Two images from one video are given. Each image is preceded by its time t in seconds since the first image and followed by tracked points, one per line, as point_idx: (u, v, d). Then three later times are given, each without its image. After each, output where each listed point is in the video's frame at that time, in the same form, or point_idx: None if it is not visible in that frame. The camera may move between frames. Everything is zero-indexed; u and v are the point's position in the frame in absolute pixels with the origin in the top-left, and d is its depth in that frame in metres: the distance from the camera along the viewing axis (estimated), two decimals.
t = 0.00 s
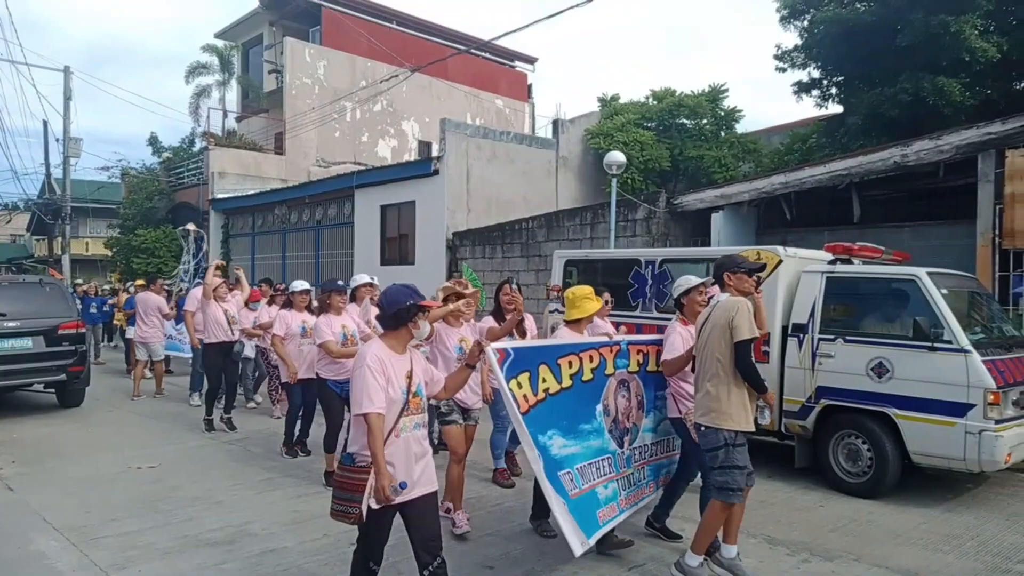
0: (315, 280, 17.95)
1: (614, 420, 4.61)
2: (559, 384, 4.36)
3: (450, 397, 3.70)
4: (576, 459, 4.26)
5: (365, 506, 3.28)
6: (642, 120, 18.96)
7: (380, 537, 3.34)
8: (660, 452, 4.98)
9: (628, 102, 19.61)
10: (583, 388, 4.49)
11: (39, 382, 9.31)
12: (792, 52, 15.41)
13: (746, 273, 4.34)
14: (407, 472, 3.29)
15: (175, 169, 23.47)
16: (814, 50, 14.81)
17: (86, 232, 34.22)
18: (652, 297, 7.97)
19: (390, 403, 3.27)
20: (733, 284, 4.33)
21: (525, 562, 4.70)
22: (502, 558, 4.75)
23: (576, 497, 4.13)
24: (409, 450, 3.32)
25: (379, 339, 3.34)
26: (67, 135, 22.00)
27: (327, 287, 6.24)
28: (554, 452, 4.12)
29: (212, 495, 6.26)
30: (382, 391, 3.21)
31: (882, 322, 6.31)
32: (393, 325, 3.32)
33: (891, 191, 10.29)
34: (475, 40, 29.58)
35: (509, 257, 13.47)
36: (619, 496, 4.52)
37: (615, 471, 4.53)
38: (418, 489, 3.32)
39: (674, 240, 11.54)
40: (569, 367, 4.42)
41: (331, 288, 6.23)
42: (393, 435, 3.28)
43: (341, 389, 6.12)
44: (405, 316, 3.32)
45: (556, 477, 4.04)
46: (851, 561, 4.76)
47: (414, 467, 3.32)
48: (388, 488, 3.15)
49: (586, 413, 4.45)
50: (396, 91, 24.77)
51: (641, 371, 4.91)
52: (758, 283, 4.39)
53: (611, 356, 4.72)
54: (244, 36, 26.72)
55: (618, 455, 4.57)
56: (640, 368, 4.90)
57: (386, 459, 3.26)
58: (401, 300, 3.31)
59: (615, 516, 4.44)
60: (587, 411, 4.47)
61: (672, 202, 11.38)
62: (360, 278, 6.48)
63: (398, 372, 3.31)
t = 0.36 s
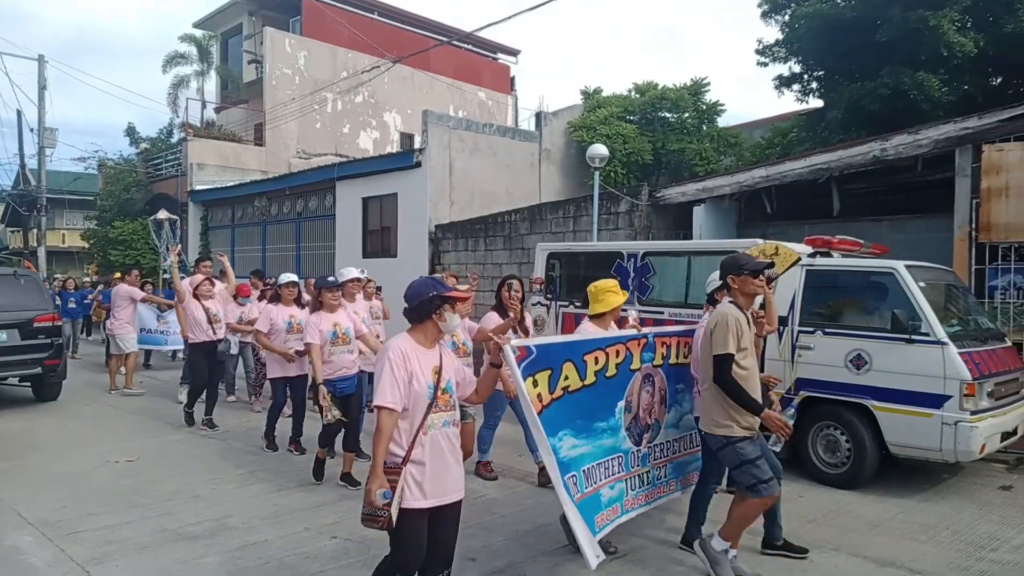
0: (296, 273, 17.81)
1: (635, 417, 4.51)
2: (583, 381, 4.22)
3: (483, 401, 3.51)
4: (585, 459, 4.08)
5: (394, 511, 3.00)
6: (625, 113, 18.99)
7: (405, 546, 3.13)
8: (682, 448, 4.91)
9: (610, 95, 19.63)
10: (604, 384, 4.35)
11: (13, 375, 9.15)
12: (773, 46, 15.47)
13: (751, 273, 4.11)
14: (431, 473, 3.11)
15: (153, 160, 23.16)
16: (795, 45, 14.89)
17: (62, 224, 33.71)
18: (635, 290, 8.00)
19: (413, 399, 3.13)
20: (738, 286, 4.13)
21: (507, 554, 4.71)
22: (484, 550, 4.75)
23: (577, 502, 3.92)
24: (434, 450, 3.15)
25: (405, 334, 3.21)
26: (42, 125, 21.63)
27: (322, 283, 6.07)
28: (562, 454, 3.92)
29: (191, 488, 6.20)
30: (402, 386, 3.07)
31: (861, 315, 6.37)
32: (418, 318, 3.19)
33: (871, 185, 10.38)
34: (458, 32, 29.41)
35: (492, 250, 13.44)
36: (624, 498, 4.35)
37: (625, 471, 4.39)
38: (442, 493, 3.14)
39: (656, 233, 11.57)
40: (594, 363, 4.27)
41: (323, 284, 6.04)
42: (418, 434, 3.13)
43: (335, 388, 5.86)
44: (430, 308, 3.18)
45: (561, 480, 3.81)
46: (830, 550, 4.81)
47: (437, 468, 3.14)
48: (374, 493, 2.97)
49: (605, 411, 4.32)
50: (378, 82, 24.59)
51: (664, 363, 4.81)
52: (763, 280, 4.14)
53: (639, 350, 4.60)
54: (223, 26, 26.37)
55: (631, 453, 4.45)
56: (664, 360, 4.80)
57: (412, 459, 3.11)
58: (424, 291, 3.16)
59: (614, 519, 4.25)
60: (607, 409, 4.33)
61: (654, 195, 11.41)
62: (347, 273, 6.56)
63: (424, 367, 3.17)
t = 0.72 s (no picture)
0: (292, 274, 17.77)
1: (677, 427, 4.24)
2: (618, 393, 3.94)
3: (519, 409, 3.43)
4: (621, 477, 3.83)
5: (421, 523, 2.96)
6: (620, 114, 19.01)
7: (435, 556, 3.10)
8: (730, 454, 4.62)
9: (606, 96, 19.64)
10: (643, 395, 4.08)
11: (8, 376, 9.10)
12: (768, 48, 15.51)
13: (755, 287, 3.74)
14: (456, 483, 3.09)
15: (148, 161, 23.08)
16: (789, 47, 14.94)
17: (56, 224, 33.56)
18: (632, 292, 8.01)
19: (441, 406, 3.09)
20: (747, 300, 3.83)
21: (506, 555, 4.70)
22: (483, 552, 4.73)
23: (609, 524, 3.67)
24: (463, 460, 3.13)
25: (433, 338, 3.19)
26: (35, 125, 21.53)
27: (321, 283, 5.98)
28: (593, 474, 3.65)
29: (187, 490, 6.17)
30: (427, 393, 3.04)
31: (857, 315, 6.39)
32: (444, 322, 3.18)
33: (865, 186, 10.40)
34: (453, 33, 29.40)
35: (488, 251, 13.42)
36: (668, 513, 4.13)
37: (668, 485, 4.14)
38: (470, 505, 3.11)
39: (652, 234, 11.58)
40: (631, 373, 4.00)
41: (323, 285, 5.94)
42: (447, 442, 3.10)
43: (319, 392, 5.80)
44: (453, 312, 3.15)
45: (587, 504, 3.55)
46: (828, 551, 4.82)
47: (463, 478, 3.11)
48: (383, 505, 2.93)
49: (645, 422, 4.06)
50: (373, 83, 24.56)
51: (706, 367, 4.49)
52: (769, 291, 3.73)
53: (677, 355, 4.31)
54: (217, 26, 26.29)
55: (673, 467, 4.19)
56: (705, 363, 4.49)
57: (440, 468, 3.08)
58: (447, 293, 3.16)
59: (657, 538, 4.03)
60: (646, 419, 4.07)
61: (651, 196, 11.41)
62: (344, 273, 6.50)
63: (453, 373, 3.13)
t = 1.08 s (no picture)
0: (289, 281, 17.77)
1: (727, 449, 3.78)
2: (662, 410, 3.45)
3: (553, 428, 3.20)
4: (671, 504, 3.44)
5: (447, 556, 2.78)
6: (617, 123, 19.06)
7: None
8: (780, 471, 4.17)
9: (603, 104, 19.70)
10: (690, 412, 3.57)
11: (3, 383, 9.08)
12: (764, 58, 15.58)
13: (787, 285, 3.51)
14: (486, 513, 2.88)
15: (145, 167, 23.09)
16: (786, 56, 15.00)
17: (52, 231, 33.53)
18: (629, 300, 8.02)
19: (468, 430, 2.87)
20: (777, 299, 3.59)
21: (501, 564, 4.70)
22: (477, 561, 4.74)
23: (649, 554, 3.30)
24: (495, 485, 2.93)
25: (456, 355, 2.98)
26: (33, 132, 21.54)
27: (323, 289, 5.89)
28: (635, 499, 3.27)
29: (181, 498, 6.15)
30: (453, 417, 2.83)
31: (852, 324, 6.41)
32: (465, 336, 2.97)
33: (861, 195, 10.42)
34: (451, 41, 29.50)
35: (485, 258, 13.44)
36: (718, 542, 3.70)
37: (718, 511, 3.71)
38: (502, 535, 2.92)
39: (649, 242, 11.59)
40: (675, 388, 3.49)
41: (325, 292, 5.84)
42: (477, 467, 2.89)
43: (314, 403, 5.63)
44: (471, 325, 2.96)
45: (615, 530, 3.16)
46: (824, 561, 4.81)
47: (494, 506, 2.90)
48: (414, 541, 2.73)
49: (692, 443, 3.59)
50: (371, 91, 24.61)
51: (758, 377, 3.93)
52: (802, 290, 3.49)
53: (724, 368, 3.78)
54: (216, 34, 26.34)
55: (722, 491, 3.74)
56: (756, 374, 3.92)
57: (468, 497, 2.87)
58: (466, 305, 2.97)
59: (709, 569, 3.62)
60: (694, 441, 3.60)
61: (647, 204, 11.44)
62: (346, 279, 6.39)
63: (480, 394, 2.90)
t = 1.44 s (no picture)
0: (280, 274, 17.70)
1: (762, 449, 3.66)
2: (699, 407, 3.34)
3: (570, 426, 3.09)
4: (706, 506, 3.34)
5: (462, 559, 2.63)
6: (609, 115, 19.03)
7: None
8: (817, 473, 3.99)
9: (595, 97, 19.66)
10: (729, 410, 3.44)
11: None
12: (755, 51, 15.57)
13: (811, 270, 3.52)
14: (504, 515, 2.75)
15: (134, 160, 22.93)
16: (777, 50, 15.00)
17: (40, 224, 33.27)
18: (621, 293, 8.03)
19: (488, 427, 2.75)
20: (798, 285, 3.59)
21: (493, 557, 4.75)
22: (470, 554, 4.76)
23: (672, 553, 3.23)
24: (514, 486, 2.78)
25: (476, 348, 2.86)
26: (20, 123, 21.32)
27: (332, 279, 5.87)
28: (661, 497, 3.20)
29: (173, 492, 6.13)
30: (474, 413, 2.70)
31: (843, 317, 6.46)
32: (486, 328, 2.85)
33: (851, 188, 10.45)
34: (443, 33, 29.34)
35: (477, 251, 13.41)
36: (751, 545, 3.59)
37: (751, 513, 3.59)
38: (519, 539, 2.78)
39: (641, 235, 11.61)
40: (712, 385, 3.37)
41: (335, 282, 5.81)
42: (496, 467, 2.76)
43: (330, 393, 5.55)
44: (494, 315, 2.85)
45: (635, 527, 3.12)
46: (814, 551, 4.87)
47: (512, 507, 2.76)
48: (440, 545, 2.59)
49: (730, 444, 3.45)
50: (362, 83, 24.48)
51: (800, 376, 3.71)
52: (826, 277, 3.50)
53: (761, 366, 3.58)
54: (205, 25, 26.11)
55: (755, 492, 3.63)
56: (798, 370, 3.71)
57: (485, 498, 2.74)
58: (489, 294, 2.87)
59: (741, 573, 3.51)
60: (732, 442, 3.46)
61: (639, 197, 11.43)
62: (351, 270, 6.53)
63: (501, 389, 2.79)
